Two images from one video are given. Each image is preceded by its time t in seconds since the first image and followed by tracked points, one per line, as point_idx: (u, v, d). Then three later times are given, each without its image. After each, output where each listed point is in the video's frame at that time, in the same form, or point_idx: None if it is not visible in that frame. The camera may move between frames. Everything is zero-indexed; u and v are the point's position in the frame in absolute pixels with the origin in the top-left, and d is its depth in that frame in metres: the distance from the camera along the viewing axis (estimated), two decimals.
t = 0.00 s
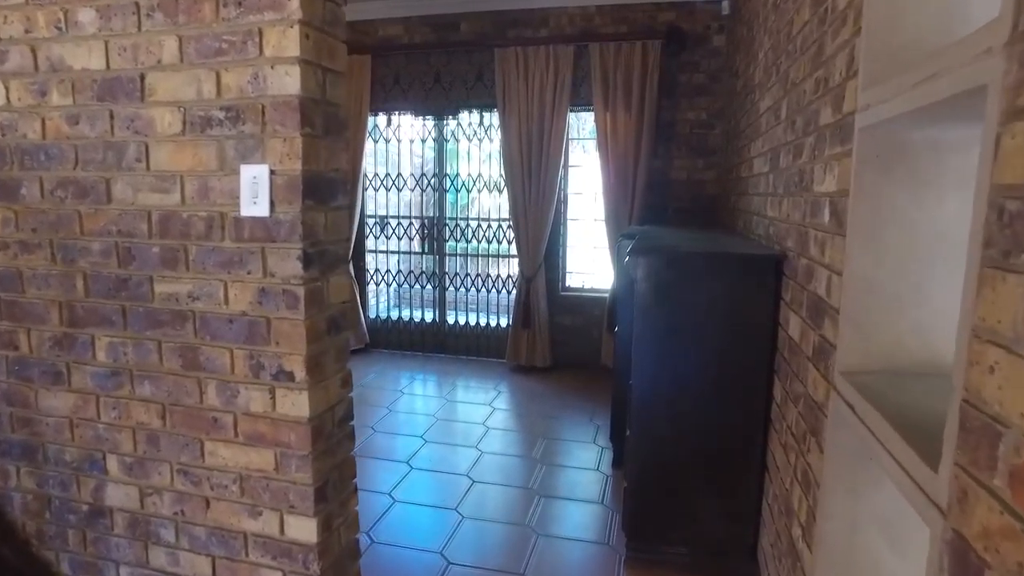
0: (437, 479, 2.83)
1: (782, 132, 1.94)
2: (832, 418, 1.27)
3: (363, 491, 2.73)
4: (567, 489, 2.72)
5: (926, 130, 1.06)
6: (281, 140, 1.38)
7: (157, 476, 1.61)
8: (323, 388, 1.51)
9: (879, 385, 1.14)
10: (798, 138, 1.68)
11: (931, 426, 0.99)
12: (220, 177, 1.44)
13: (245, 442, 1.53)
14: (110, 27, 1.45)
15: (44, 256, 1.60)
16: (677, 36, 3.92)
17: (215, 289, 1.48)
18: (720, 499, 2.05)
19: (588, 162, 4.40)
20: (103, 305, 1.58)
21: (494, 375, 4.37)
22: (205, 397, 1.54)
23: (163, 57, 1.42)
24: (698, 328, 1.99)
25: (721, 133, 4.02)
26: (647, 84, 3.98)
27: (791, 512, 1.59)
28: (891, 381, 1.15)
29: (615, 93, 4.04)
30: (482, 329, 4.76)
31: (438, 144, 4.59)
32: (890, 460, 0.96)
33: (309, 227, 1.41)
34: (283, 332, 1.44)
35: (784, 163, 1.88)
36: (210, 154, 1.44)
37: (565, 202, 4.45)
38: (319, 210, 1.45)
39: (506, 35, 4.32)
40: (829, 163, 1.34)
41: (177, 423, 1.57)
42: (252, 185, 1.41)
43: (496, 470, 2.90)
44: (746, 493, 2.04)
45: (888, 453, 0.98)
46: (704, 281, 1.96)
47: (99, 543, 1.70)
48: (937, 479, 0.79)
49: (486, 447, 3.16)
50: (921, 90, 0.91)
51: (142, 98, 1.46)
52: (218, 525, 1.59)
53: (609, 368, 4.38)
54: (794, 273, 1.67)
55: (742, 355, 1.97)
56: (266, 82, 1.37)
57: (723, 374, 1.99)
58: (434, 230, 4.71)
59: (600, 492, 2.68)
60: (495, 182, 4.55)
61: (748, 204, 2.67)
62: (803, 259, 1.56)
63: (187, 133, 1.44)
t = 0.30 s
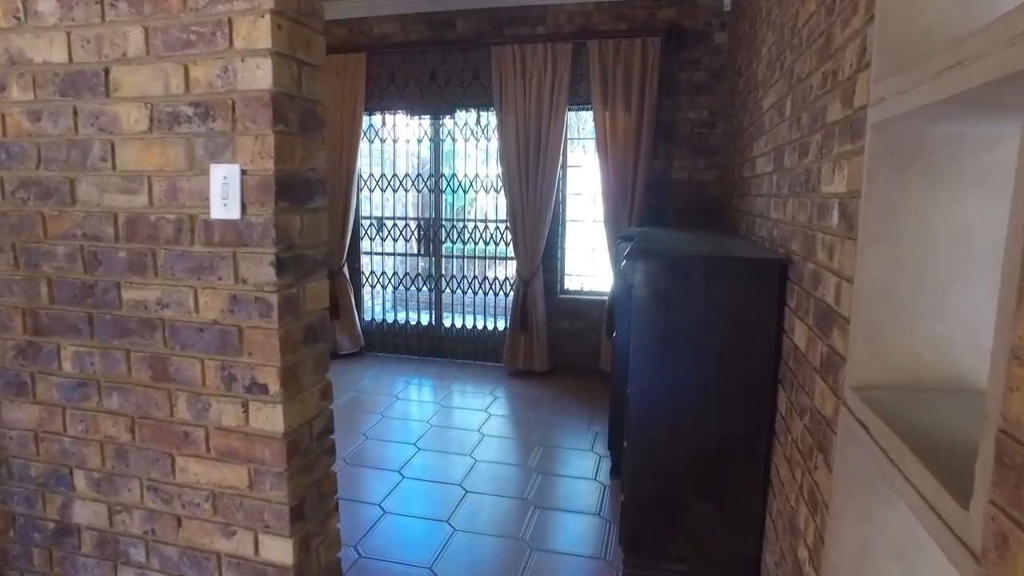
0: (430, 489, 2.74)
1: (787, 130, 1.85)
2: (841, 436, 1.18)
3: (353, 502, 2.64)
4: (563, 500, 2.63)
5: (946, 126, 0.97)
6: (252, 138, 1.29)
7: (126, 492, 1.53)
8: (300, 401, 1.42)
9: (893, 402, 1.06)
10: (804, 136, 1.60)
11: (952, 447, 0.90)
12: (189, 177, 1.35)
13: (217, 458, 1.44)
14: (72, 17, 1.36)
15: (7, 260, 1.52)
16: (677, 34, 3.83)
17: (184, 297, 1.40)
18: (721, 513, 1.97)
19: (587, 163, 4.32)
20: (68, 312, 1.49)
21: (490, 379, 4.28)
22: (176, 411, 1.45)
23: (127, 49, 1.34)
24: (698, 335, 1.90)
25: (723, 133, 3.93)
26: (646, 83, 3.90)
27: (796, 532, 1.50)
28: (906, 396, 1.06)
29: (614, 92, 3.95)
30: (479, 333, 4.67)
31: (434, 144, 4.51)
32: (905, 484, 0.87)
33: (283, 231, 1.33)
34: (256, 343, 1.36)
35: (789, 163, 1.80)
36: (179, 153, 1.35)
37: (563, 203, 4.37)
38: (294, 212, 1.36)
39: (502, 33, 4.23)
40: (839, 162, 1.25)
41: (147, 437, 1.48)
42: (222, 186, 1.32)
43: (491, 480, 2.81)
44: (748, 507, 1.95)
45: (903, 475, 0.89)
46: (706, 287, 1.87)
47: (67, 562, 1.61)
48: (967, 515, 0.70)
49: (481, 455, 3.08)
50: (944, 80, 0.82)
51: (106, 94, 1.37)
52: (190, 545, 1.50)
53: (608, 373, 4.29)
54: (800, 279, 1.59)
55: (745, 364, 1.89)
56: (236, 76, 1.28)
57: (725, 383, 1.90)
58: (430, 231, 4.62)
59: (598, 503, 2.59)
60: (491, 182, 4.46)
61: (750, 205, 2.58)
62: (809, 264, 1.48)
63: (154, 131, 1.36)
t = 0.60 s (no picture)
0: (424, 498, 2.65)
1: (794, 125, 1.75)
2: (855, 455, 1.08)
3: (344, 512, 2.55)
4: (562, 511, 2.53)
5: (975, 115, 0.88)
6: (220, 132, 1.20)
7: (92, 509, 1.43)
8: (273, 413, 1.33)
9: (915, 419, 0.96)
10: (813, 130, 1.50)
11: (984, 474, 0.80)
12: (153, 174, 1.26)
13: (187, 474, 1.35)
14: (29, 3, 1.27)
15: None
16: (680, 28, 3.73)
17: (150, 302, 1.31)
18: (725, 528, 1.87)
19: (588, 162, 4.22)
20: (29, 317, 1.40)
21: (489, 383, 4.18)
22: (143, 423, 1.36)
23: (87, 37, 1.25)
24: (701, 342, 1.80)
25: (727, 130, 3.83)
26: (649, 79, 3.80)
27: (806, 553, 1.40)
28: (930, 413, 0.96)
29: (616, 89, 3.86)
30: (478, 335, 4.57)
31: (433, 142, 4.42)
32: (933, 516, 0.77)
33: (253, 232, 1.24)
34: (226, 351, 1.27)
35: (796, 159, 1.70)
36: (143, 148, 1.26)
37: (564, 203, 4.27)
38: (266, 212, 1.27)
39: (501, 28, 4.14)
40: (853, 157, 1.16)
41: (112, 451, 1.39)
42: (188, 183, 1.23)
43: (487, 489, 2.72)
44: (753, 523, 1.86)
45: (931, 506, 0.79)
46: (710, 291, 1.78)
47: None
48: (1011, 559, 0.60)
49: (478, 462, 2.99)
50: (975, 62, 0.72)
51: (66, 85, 1.28)
52: (159, 565, 1.41)
53: (609, 376, 4.20)
54: (809, 283, 1.49)
55: (751, 372, 1.79)
56: (202, 65, 1.19)
57: (730, 393, 1.80)
58: (428, 231, 4.54)
59: (597, 514, 2.50)
60: (490, 181, 4.37)
61: (756, 205, 2.48)
62: (819, 267, 1.38)
63: (116, 124, 1.27)
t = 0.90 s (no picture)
0: (422, 505, 2.58)
1: (804, 121, 1.68)
2: (872, 471, 1.01)
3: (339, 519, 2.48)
4: (562, 519, 2.46)
5: (1005, 104, 0.81)
6: (196, 126, 1.14)
7: (68, 522, 1.37)
8: (255, 422, 1.27)
9: (938, 431, 0.89)
10: (825, 124, 1.43)
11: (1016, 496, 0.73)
12: (128, 171, 1.19)
13: (165, 486, 1.28)
14: None
15: None
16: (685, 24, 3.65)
17: (126, 305, 1.24)
18: (729, 539, 1.80)
19: (592, 162, 4.15)
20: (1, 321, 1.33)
21: (490, 386, 4.12)
22: (119, 433, 1.29)
23: (58, 26, 1.18)
24: (706, 345, 1.73)
25: (733, 128, 3.75)
26: (653, 76, 3.72)
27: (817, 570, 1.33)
28: (953, 426, 0.89)
29: (619, 86, 3.79)
30: (479, 336, 4.50)
31: (433, 141, 4.35)
32: (957, 541, 0.70)
33: (232, 231, 1.17)
34: (204, 357, 1.20)
35: (807, 155, 1.63)
36: (117, 143, 1.19)
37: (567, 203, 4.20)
38: (248, 210, 1.21)
39: (502, 25, 4.06)
40: (869, 153, 1.09)
41: (88, 462, 1.32)
42: (163, 180, 1.16)
43: (486, 495, 2.65)
44: (760, 533, 1.79)
45: (954, 530, 0.72)
46: (716, 294, 1.71)
47: None
48: None
49: (477, 467, 2.92)
50: (1009, 43, 0.65)
51: (36, 77, 1.22)
52: None
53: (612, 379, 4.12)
54: (821, 286, 1.42)
55: (758, 378, 1.72)
56: (177, 55, 1.12)
57: (737, 399, 1.73)
58: (429, 231, 4.47)
59: (599, 523, 2.43)
60: (492, 181, 4.30)
61: (763, 204, 2.41)
62: (832, 269, 1.31)
63: (89, 119, 1.20)
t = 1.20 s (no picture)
0: (419, 518, 2.49)
1: (821, 118, 1.59)
2: (904, 505, 0.91)
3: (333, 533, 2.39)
4: (565, 535, 2.37)
5: None
6: (163, 123, 1.04)
7: (33, 547, 1.28)
8: (231, 443, 1.17)
9: (981, 464, 0.79)
10: (846, 121, 1.33)
11: None
12: (92, 171, 1.10)
13: (134, 511, 1.19)
14: None
15: None
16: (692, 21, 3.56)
17: (91, 316, 1.15)
18: (741, 562, 1.70)
19: (597, 163, 4.05)
20: None
21: (492, 392, 4.02)
22: (85, 454, 1.20)
23: (17, 14, 1.10)
24: (717, 354, 1.63)
25: (742, 128, 3.65)
26: (660, 74, 3.62)
27: None
28: (998, 457, 0.80)
29: (625, 85, 3.69)
30: (481, 341, 4.40)
31: (435, 141, 4.26)
32: None
33: (204, 237, 1.08)
34: (175, 373, 1.11)
35: (825, 155, 1.53)
36: (80, 141, 1.10)
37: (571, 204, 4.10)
38: (222, 215, 1.12)
39: (506, 22, 3.96)
40: (899, 152, 0.99)
41: (53, 484, 1.23)
42: (129, 181, 1.07)
43: (486, 509, 2.55)
44: (773, 556, 1.69)
45: None
46: (728, 303, 1.61)
47: None
48: None
49: (478, 478, 2.82)
50: None
51: None
52: None
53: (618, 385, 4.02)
54: (841, 295, 1.32)
55: (772, 392, 1.62)
56: (143, 45, 1.03)
57: (750, 414, 1.63)
58: (431, 233, 4.38)
59: (604, 538, 2.33)
60: (495, 182, 4.20)
61: (775, 207, 2.31)
62: (855, 277, 1.21)
63: (50, 114, 1.11)
